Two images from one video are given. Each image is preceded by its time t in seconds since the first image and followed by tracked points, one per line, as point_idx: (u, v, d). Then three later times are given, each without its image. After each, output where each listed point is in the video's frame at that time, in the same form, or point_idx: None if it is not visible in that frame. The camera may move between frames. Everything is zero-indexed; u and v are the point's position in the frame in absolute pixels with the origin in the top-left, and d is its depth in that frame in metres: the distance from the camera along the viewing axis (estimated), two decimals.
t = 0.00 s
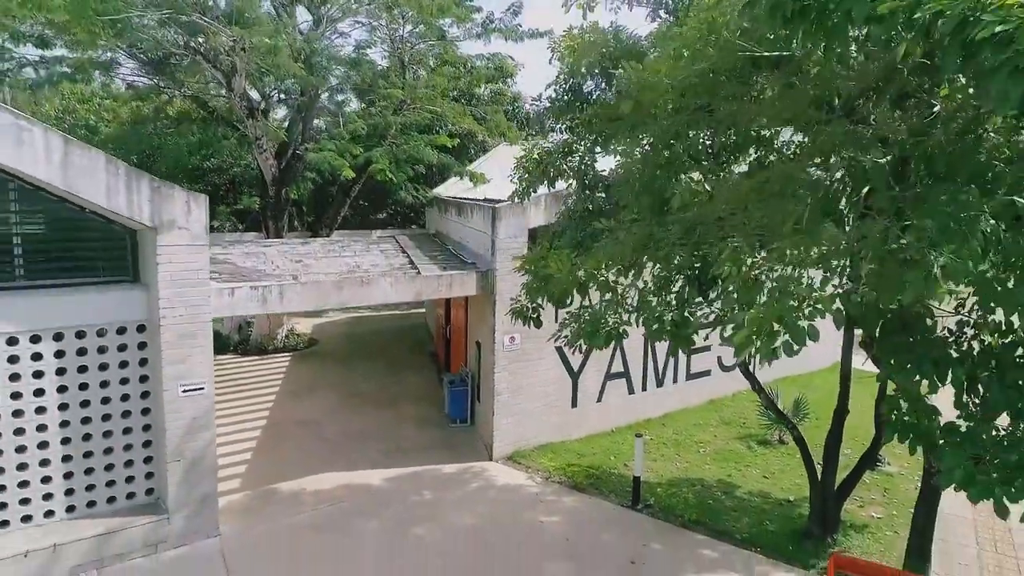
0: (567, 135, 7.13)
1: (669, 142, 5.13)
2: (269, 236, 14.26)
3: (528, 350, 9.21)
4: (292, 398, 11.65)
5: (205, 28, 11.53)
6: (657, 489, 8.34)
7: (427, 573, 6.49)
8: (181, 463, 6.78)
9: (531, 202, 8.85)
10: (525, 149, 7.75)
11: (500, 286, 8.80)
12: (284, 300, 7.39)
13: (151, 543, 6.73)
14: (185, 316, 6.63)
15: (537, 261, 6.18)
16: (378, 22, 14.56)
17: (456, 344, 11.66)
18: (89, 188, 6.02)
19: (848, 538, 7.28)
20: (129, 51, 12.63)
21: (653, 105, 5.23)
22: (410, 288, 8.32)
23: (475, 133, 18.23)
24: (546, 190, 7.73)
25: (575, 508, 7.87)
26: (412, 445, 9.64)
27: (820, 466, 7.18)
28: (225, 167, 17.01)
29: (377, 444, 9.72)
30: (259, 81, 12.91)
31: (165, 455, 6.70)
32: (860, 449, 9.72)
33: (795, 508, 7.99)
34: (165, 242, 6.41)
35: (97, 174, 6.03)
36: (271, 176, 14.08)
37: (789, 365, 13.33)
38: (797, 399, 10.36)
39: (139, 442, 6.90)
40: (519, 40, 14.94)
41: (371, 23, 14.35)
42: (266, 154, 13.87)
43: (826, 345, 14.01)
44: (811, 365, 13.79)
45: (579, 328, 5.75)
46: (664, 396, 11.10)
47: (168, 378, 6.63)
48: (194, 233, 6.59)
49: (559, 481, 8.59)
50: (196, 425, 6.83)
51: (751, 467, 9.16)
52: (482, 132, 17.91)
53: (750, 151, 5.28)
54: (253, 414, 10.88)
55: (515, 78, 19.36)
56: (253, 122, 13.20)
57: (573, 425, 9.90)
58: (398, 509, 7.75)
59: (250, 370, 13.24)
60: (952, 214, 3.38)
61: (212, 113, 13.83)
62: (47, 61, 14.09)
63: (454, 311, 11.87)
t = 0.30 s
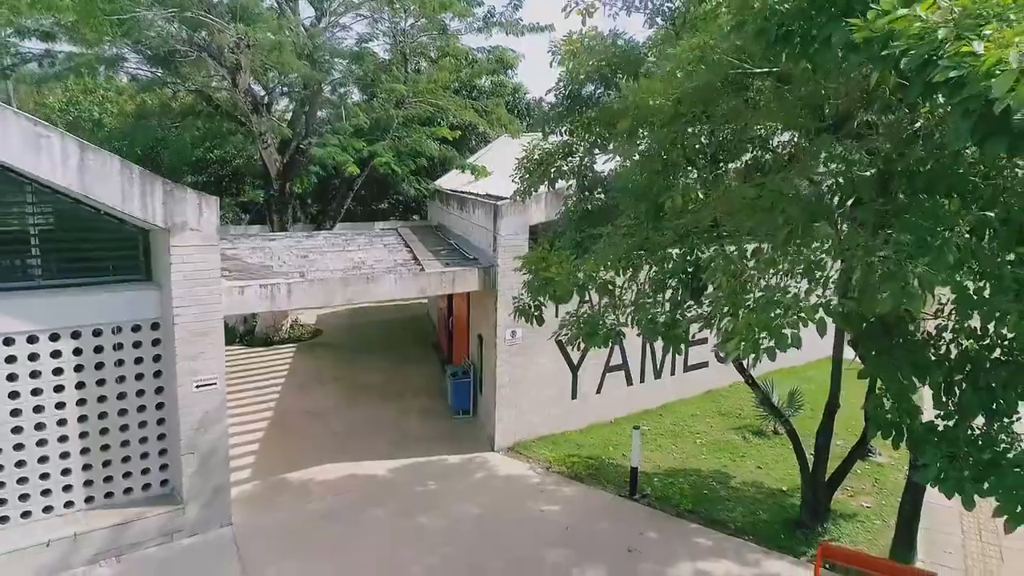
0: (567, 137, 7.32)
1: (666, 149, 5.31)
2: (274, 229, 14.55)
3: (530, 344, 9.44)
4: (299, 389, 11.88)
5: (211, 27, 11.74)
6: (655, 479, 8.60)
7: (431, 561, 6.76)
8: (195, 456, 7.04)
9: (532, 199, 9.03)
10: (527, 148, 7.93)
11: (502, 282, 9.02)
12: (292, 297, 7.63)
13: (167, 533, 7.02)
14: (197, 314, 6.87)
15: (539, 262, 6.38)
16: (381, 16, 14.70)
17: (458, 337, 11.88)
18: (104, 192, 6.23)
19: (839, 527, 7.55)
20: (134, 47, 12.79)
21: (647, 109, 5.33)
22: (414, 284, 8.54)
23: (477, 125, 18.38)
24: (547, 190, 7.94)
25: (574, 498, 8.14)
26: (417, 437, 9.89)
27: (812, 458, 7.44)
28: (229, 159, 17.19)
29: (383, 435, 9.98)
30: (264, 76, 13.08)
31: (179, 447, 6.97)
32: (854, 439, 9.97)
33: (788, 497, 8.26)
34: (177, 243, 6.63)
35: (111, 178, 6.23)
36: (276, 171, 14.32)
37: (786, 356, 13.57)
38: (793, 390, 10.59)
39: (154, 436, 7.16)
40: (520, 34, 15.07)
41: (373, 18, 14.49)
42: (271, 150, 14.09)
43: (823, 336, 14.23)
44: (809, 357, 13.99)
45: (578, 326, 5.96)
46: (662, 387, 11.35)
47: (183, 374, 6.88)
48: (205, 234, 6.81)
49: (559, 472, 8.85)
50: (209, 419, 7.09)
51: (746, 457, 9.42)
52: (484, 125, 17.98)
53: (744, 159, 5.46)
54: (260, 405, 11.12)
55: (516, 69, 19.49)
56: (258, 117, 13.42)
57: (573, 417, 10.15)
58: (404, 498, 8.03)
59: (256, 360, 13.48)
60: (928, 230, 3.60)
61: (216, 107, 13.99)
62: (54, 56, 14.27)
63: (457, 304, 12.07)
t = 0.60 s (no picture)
0: (574, 131, 7.50)
1: (670, 150, 5.51)
2: (287, 215, 14.88)
3: (538, 331, 9.70)
4: (313, 372, 12.20)
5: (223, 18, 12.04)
6: (659, 462, 8.90)
7: (443, 540, 7.11)
8: (218, 440, 7.40)
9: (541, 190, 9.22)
10: (536, 142, 8.07)
11: (511, 271, 9.28)
12: (310, 287, 7.93)
13: (193, 511, 7.39)
14: (219, 304, 7.17)
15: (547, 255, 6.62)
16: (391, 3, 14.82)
17: (467, 322, 12.15)
18: (131, 189, 6.52)
19: (835, 509, 7.84)
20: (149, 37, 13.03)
21: (652, 107, 5.46)
22: (426, 273, 8.81)
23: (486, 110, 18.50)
24: (556, 183, 8.13)
25: (580, 480, 8.45)
26: (429, 420, 10.22)
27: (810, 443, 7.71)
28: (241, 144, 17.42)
29: (396, 419, 10.31)
30: (275, 63, 13.27)
31: (204, 431, 7.32)
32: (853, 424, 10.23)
33: (787, 480, 8.55)
34: (199, 236, 6.90)
35: (138, 175, 6.52)
36: (289, 158, 14.65)
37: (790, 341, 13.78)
38: (795, 376, 10.84)
39: (178, 420, 7.50)
40: (529, 20, 15.16)
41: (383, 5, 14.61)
42: (283, 138, 14.38)
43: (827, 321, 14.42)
44: (818, 342, 14.10)
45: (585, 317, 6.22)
46: (667, 372, 11.61)
47: (206, 361, 7.20)
48: (227, 228, 7.09)
49: (566, 454, 9.17)
50: (231, 404, 7.44)
51: (747, 441, 9.70)
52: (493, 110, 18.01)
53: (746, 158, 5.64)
54: (276, 387, 11.46)
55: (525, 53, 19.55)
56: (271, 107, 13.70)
57: (580, 401, 10.45)
58: (416, 480, 8.37)
59: (271, 343, 13.82)
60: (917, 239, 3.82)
61: (229, 94, 14.22)
62: (70, 45, 14.51)
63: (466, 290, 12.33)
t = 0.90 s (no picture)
0: (582, 129, 7.70)
1: (674, 154, 5.72)
2: (301, 203, 15.19)
3: (546, 321, 9.97)
4: (327, 358, 12.51)
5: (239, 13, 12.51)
6: (663, 449, 9.20)
7: (454, 523, 7.45)
8: (240, 426, 7.75)
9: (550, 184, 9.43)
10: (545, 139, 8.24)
11: (520, 263, 9.54)
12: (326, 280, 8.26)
13: (217, 495, 7.77)
14: (241, 297, 7.48)
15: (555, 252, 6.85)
16: None
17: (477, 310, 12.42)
18: (155, 188, 6.81)
19: (832, 496, 8.13)
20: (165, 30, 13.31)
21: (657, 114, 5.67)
22: (438, 266, 9.09)
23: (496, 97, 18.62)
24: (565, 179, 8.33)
25: (586, 466, 8.76)
26: (441, 407, 10.54)
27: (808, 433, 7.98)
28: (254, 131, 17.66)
29: (409, 405, 10.63)
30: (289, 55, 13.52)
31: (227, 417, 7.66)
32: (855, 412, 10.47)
33: (787, 467, 8.83)
34: (221, 233, 7.20)
35: (163, 175, 6.80)
36: (302, 148, 14.94)
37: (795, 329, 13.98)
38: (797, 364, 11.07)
39: (202, 407, 7.85)
40: (539, 8, 15.27)
41: None
42: (297, 128, 14.63)
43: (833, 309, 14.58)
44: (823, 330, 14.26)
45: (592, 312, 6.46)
46: (673, 360, 11.86)
47: (229, 351, 7.53)
48: (248, 224, 7.38)
49: (573, 441, 9.47)
50: (253, 391, 7.77)
51: (750, 428, 9.97)
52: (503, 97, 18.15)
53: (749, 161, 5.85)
54: (292, 373, 11.79)
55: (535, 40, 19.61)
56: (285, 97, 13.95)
57: (587, 388, 10.73)
58: (429, 465, 8.71)
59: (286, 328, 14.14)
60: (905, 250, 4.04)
61: (243, 84, 14.47)
62: (87, 34, 14.75)
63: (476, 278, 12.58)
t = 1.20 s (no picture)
0: (594, 125, 7.88)
1: (680, 159, 5.97)
2: (318, 192, 15.57)
3: (558, 311, 10.26)
4: (345, 343, 12.88)
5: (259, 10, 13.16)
6: (669, 436, 9.52)
7: (469, 506, 7.84)
8: (265, 412, 8.15)
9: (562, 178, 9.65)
10: (558, 138, 8.42)
11: (532, 255, 9.84)
12: (347, 272, 8.59)
13: (244, 477, 8.19)
14: (265, 290, 7.83)
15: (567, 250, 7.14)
16: None
17: (491, 297, 12.71)
18: (184, 188, 7.14)
19: (832, 483, 8.42)
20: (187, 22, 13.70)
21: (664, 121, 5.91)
22: (453, 258, 9.40)
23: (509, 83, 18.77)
24: (576, 175, 8.54)
25: (595, 452, 9.10)
26: (455, 393, 10.90)
27: (810, 422, 8.27)
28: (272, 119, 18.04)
29: (425, 390, 11.00)
30: (308, 50, 13.97)
31: (253, 404, 8.05)
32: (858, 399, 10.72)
33: (789, 454, 9.14)
34: (247, 229, 7.54)
35: (192, 175, 7.13)
36: (320, 138, 15.30)
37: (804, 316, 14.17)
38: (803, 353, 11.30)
39: (229, 394, 8.25)
40: None
41: None
42: (314, 118, 14.94)
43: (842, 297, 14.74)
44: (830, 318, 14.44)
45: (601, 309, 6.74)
46: (682, 347, 12.13)
47: (254, 343, 7.90)
48: (272, 221, 7.71)
49: (583, 427, 9.81)
50: (276, 380, 8.15)
51: (755, 416, 10.26)
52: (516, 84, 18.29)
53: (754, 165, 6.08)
54: (312, 358, 12.17)
55: (548, 26, 19.70)
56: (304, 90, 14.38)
57: (597, 375, 11.05)
58: (444, 450, 9.09)
59: (304, 313, 14.53)
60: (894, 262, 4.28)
61: (261, 73, 14.78)
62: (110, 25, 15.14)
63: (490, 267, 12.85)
